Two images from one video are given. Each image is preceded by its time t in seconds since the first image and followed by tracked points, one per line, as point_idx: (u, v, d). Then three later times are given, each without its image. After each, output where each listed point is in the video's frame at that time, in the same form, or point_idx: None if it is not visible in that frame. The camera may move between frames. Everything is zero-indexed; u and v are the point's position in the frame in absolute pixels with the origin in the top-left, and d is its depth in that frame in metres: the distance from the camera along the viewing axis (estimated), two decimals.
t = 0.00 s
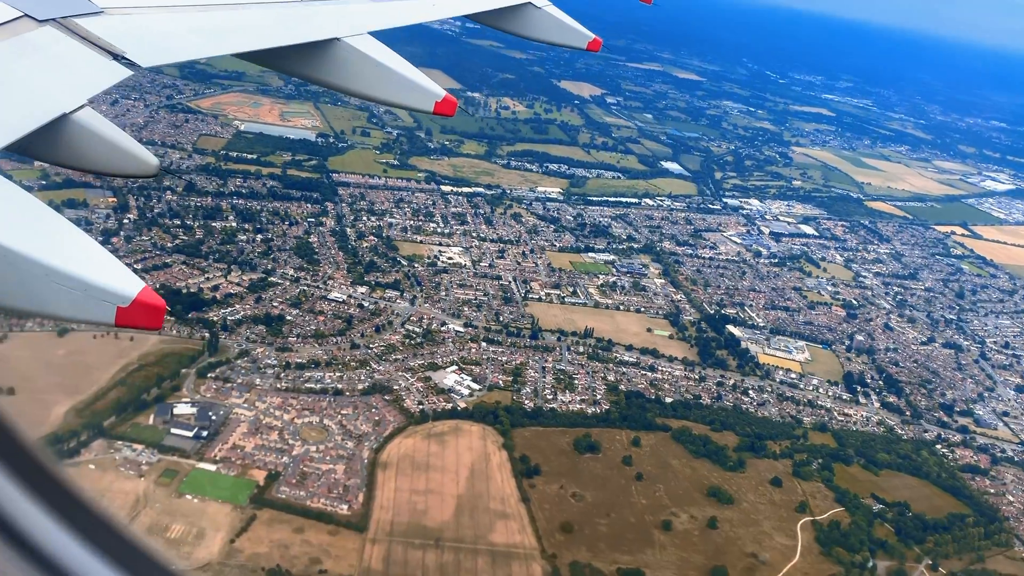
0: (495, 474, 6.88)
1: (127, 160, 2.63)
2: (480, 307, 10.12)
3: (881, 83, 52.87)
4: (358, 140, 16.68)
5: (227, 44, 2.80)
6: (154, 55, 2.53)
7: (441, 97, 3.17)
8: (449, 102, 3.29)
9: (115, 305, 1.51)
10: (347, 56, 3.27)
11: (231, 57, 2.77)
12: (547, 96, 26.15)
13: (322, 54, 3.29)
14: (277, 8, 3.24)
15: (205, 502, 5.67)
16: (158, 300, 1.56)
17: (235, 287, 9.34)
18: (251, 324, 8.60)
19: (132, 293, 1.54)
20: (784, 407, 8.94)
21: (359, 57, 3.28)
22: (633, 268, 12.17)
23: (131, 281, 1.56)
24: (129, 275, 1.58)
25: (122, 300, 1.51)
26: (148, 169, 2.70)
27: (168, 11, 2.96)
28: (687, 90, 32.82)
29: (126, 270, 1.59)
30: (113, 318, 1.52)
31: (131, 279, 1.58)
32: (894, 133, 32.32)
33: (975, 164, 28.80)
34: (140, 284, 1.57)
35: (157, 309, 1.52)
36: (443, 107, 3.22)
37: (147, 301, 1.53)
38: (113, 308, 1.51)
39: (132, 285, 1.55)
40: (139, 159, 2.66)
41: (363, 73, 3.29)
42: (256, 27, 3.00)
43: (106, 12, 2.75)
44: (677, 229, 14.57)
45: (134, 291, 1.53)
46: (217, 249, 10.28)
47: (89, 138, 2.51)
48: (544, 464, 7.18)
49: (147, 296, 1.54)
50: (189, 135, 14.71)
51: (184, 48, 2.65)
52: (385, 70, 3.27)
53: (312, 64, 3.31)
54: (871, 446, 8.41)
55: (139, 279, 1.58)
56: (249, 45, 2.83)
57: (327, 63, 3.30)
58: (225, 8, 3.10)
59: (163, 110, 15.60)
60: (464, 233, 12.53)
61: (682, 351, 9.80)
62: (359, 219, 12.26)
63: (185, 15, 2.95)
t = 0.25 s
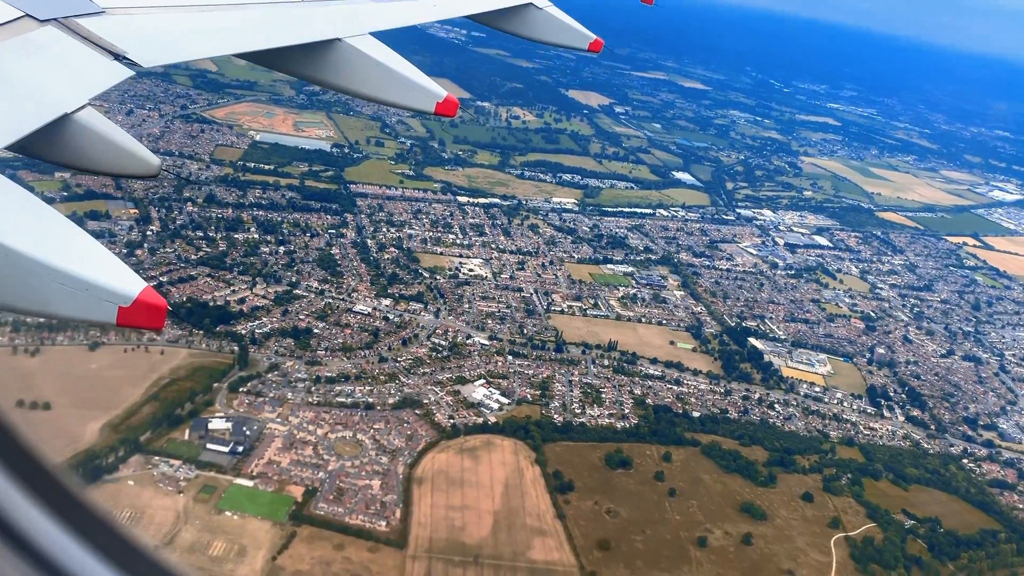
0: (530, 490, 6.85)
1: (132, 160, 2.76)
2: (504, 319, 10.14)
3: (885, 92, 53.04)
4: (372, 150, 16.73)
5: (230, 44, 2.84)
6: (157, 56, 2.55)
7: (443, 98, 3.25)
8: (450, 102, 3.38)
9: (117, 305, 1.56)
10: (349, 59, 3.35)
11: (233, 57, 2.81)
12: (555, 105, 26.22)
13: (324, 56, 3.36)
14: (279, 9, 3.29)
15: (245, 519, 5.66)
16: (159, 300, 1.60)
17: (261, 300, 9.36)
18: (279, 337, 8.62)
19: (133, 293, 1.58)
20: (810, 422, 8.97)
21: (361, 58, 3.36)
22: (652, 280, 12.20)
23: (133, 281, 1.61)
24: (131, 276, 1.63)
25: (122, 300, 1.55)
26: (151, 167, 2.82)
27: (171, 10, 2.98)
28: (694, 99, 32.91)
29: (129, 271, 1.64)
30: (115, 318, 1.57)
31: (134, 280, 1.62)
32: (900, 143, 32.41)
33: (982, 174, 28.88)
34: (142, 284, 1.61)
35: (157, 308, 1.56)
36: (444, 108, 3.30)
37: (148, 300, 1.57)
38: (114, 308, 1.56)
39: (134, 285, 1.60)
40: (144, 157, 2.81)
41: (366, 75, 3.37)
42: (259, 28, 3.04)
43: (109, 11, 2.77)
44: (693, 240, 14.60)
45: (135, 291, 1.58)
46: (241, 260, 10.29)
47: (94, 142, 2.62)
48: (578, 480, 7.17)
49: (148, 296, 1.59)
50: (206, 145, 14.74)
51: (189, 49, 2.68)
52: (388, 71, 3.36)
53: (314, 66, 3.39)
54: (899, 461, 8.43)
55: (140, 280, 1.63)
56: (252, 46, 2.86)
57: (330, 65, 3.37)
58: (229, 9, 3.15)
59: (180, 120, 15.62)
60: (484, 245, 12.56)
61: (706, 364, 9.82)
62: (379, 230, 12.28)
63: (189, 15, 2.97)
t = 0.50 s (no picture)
0: (566, 502, 6.80)
1: (138, 161, 2.67)
2: (528, 328, 10.12)
3: (890, 95, 53.08)
4: (387, 156, 16.74)
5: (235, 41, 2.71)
6: (159, 53, 2.43)
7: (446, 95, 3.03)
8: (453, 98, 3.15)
9: (119, 302, 1.51)
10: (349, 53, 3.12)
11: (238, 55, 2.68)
12: (565, 108, 26.21)
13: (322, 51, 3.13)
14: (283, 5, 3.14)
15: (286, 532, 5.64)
16: (161, 298, 1.57)
17: (288, 309, 9.36)
18: (308, 346, 8.62)
19: (135, 290, 1.54)
20: (839, 431, 8.96)
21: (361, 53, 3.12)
22: (672, 287, 12.19)
23: (133, 279, 1.57)
24: (131, 274, 1.58)
25: (125, 297, 1.51)
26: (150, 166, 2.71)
27: (172, 7, 2.84)
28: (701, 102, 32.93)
29: (128, 268, 1.59)
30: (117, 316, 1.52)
31: (133, 278, 1.58)
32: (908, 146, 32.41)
33: (991, 177, 28.88)
34: (143, 282, 1.57)
35: (161, 306, 1.52)
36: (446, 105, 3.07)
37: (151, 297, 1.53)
38: (116, 306, 1.51)
39: (136, 283, 1.56)
40: (147, 154, 2.73)
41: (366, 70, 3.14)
42: (264, 25, 2.91)
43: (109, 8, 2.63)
44: (710, 246, 14.58)
45: (137, 289, 1.54)
46: (265, 269, 10.29)
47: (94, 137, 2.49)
48: (613, 491, 7.16)
49: (150, 293, 1.55)
50: (222, 152, 14.74)
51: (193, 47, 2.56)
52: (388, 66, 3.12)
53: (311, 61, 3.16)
54: (930, 471, 8.41)
55: (140, 277, 1.59)
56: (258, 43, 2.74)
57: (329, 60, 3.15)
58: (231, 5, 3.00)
59: (195, 126, 15.62)
60: (503, 252, 12.56)
61: (732, 373, 9.81)
62: (399, 237, 12.28)
63: (192, 12, 2.84)
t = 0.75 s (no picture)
0: (606, 509, 6.81)
1: (144, 159, 2.70)
2: (556, 332, 10.14)
3: (898, 93, 52.92)
4: (405, 159, 16.77)
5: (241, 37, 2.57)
6: (162, 49, 2.30)
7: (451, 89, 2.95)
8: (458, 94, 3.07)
9: (125, 299, 1.47)
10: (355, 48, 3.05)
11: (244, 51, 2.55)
12: (577, 109, 26.21)
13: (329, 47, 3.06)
14: None
15: (332, 540, 5.66)
16: (167, 292, 1.53)
17: (319, 314, 9.39)
18: (341, 352, 8.66)
19: (141, 286, 1.50)
20: (870, 435, 8.97)
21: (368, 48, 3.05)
22: (695, 290, 12.20)
23: (138, 273, 1.52)
24: (137, 267, 1.54)
25: (133, 292, 1.47)
26: (155, 161, 2.75)
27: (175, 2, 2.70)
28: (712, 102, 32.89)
29: (132, 261, 1.55)
30: (124, 312, 1.48)
31: (139, 272, 1.54)
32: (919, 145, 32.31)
33: (1004, 176, 28.78)
34: (149, 276, 1.53)
35: (167, 304, 1.49)
36: (450, 100, 3.00)
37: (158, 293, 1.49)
38: (123, 303, 1.47)
39: (142, 278, 1.51)
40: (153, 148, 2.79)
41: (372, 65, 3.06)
42: (271, 19, 2.77)
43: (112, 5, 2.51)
44: (730, 248, 14.58)
45: (143, 285, 1.49)
46: (294, 274, 10.32)
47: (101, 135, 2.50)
48: (651, 497, 7.18)
49: (157, 288, 1.51)
50: (243, 155, 14.77)
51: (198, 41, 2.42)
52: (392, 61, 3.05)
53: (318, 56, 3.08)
54: (964, 476, 8.40)
55: (146, 271, 1.54)
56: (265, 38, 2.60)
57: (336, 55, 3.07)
58: None
59: (214, 130, 15.66)
60: (527, 255, 12.58)
61: (761, 377, 9.82)
62: (422, 241, 12.30)
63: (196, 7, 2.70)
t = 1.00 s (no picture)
0: (642, 517, 6.78)
1: (144, 157, 2.75)
2: (581, 338, 10.15)
3: (904, 94, 52.89)
4: (421, 162, 16.76)
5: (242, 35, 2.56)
6: (166, 47, 2.32)
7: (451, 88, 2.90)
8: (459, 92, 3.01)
9: (125, 298, 1.44)
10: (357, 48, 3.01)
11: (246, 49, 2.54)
12: (588, 111, 26.19)
13: (329, 47, 3.02)
14: None
15: (375, 550, 5.63)
16: (168, 291, 1.49)
17: (346, 321, 9.40)
18: (371, 359, 8.67)
19: (142, 285, 1.46)
20: (898, 442, 8.98)
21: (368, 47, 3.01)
22: (715, 295, 12.20)
23: (139, 271, 1.49)
24: (140, 266, 1.50)
25: (133, 292, 1.44)
26: (156, 159, 2.80)
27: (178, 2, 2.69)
28: (721, 103, 32.86)
29: (133, 259, 1.51)
30: (125, 312, 1.45)
31: (142, 270, 1.50)
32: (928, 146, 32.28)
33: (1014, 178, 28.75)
34: (151, 275, 1.49)
35: (167, 303, 1.45)
36: (450, 98, 2.94)
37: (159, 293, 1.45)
38: (124, 303, 1.44)
39: (143, 277, 1.47)
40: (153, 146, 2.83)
41: (373, 64, 3.02)
42: (274, 17, 2.74)
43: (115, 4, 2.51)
44: (748, 252, 14.58)
45: (144, 284, 1.45)
46: (319, 279, 10.32)
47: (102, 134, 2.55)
48: (687, 505, 7.16)
49: (158, 288, 1.47)
50: (260, 159, 14.74)
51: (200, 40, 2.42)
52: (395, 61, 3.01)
53: (319, 56, 3.04)
54: (994, 483, 8.40)
55: (149, 269, 1.50)
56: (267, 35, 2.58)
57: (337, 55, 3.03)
58: None
59: (230, 133, 15.65)
60: (547, 260, 12.58)
61: (786, 383, 9.83)
62: (443, 246, 12.31)
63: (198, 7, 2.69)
